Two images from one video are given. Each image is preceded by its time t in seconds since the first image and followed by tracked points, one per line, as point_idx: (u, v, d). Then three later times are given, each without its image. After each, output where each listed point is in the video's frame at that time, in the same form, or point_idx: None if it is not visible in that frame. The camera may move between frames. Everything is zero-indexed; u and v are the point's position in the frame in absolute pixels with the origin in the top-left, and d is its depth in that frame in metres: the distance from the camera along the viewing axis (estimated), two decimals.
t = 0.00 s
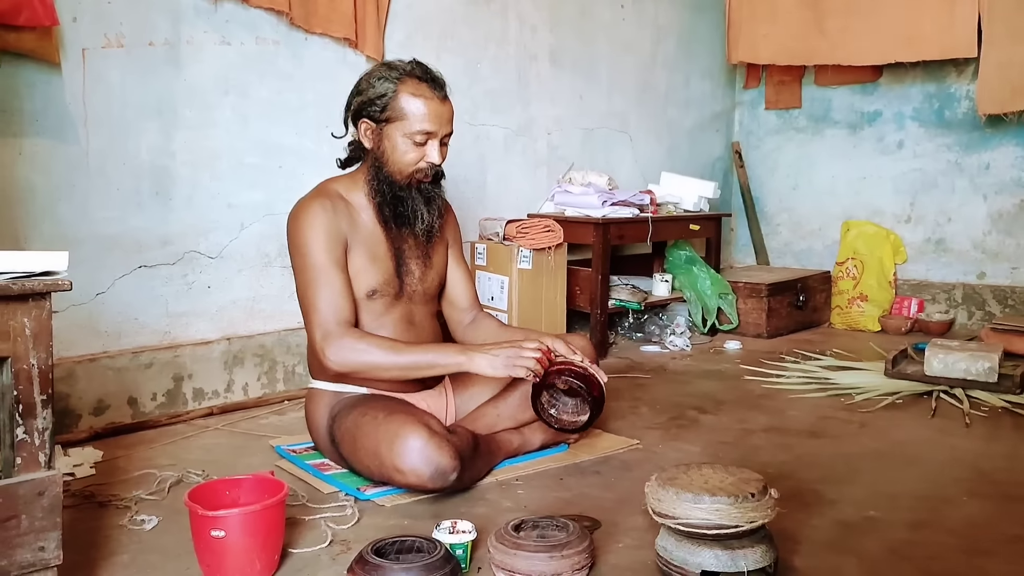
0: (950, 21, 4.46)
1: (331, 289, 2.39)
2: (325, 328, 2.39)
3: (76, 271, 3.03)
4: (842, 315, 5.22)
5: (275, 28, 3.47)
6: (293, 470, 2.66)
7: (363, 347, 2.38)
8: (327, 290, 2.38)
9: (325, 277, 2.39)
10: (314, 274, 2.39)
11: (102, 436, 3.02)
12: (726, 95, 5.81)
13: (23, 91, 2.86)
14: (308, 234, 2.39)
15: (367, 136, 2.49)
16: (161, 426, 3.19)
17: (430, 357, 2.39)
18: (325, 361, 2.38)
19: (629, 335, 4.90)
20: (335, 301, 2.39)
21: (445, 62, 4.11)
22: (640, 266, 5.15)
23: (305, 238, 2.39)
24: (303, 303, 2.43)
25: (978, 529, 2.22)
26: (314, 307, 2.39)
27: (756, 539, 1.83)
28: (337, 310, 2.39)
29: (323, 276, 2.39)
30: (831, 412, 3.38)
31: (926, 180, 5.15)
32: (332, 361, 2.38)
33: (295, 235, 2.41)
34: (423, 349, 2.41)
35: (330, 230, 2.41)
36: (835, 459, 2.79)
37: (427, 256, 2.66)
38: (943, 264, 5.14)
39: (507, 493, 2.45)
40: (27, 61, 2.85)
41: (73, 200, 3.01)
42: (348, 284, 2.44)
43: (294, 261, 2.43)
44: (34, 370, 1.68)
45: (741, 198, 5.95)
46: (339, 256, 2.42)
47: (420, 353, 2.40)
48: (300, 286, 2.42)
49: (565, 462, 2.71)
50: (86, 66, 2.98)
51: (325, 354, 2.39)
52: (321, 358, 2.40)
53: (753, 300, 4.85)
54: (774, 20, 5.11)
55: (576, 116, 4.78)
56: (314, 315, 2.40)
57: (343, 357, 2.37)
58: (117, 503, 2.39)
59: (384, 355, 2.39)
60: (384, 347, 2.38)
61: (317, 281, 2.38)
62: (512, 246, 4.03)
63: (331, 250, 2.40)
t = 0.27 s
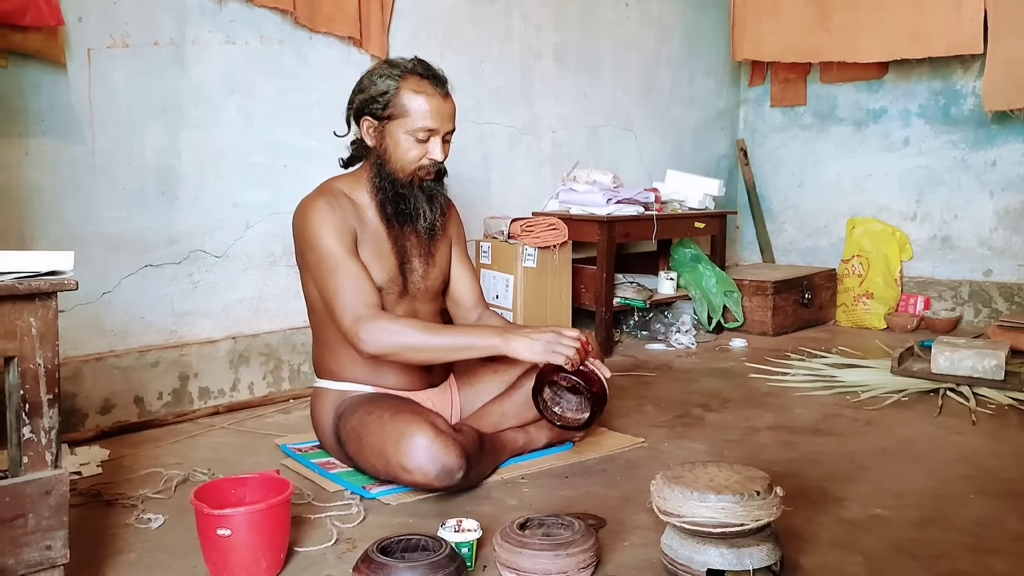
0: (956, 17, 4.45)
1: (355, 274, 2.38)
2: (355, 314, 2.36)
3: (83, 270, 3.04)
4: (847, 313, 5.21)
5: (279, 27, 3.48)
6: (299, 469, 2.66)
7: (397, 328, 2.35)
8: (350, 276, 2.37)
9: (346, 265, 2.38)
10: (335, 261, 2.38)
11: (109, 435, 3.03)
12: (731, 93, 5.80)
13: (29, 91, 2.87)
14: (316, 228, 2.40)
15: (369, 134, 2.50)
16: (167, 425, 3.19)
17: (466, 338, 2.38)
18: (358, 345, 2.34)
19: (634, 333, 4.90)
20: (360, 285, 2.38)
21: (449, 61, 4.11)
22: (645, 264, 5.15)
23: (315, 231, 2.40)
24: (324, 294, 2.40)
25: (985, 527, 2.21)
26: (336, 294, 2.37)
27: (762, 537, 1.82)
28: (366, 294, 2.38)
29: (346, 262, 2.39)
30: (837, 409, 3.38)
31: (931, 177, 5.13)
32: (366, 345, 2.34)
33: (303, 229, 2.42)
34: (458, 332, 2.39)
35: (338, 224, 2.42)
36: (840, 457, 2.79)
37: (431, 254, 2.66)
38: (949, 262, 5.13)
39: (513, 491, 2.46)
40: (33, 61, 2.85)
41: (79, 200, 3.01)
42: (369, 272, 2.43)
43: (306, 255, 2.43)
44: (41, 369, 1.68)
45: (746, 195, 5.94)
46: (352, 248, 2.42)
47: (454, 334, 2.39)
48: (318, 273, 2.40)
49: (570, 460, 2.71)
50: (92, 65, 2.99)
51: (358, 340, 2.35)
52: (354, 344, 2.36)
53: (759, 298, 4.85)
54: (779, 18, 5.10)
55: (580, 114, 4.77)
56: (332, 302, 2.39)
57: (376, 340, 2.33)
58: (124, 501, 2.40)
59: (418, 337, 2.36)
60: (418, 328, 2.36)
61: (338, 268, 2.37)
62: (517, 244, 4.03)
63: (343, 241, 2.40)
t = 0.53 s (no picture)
0: (962, 14, 4.43)
1: (345, 284, 2.38)
2: (339, 326, 2.38)
3: (88, 269, 3.05)
4: (853, 311, 5.19)
5: (283, 26, 3.48)
6: (303, 468, 2.67)
7: (378, 344, 2.36)
8: (338, 287, 2.38)
9: (336, 274, 2.38)
10: (327, 270, 2.38)
11: (114, 434, 3.03)
12: (736, 90, 5.78)
13: (33, 91, 2.87)
14: (314, 233, 2.39)
15: (379, 135, 2.48)
16: (172, 424, 3.20)
17: (446, 352, 2.37)
18: (340, 359, 2.37)
19: (639, 332, 4.90)
20: (348, 296, 2.38)
21: (454, 59, 4.11)
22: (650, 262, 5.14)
23: (313, 236, 2.39)
24: (315, 302, 2.42)
25: (991, 526, 2.20)
26: (325, 304, 2.38)
27: (767, 536, 1.82)
28: (351, 306, 2.38)
29: (336, 272, 2.39)
30: (842, 408, 3.37)
31: (937, 174, 5.12)
32: (348, 359, 2.36)
33: (304, 232, 2.42)
34: (438, 345, 2.38)
35: (339, 227, 2.41)
36: (845, 455, 2.78)
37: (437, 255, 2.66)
38: (955, 259, 5.11)
39: (517, 491, 2.45)
40: (37, 61, 2.86)
41: (84, 200, 3.02)
42: (360, 280, 2.43)
43: (304, 260, 2.43)
44: (44, 369, 1.69)
45: (751, 193, 5.92)
46: (349, 254, 2.42)
47: (435, 347, 2.38)
48: (311, 280, 2.41)
49: (574, 459, 2.71)
50: (96, 65, 2.99)
51: (340, 353, 2.37)
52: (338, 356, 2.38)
53: (764, 296, 4.84)
54: (784, 15, 5.09)
55: (585, 112, 4.76)
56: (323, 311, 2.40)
57: (358, 353, 2.35)
58: (128, 501, 2.41)
59: (399, 351, 2.37)
60: (399, 343, 2.36)
61: (328, 278, 2.38)
62: (521, 243, 4.02)
63: (339, 247, 2.40)
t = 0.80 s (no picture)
0: (971, 10, 4.39)
1: (365, 276, 2.38)
2: (364, 316, 2.37)
3: (96, 267, 3.06)
4: (861, 308, 5.19)
5: (290, 25, 3.48)
6: (310, 466, 2.67)
7: (404, 330, 2.36)
8: (361, 277, 2.37)
9: (357, 266, 2.38)
10: (345, 263, 2.38)
11: (122, 432, 3.04)
12: (743, 87, 5.77)
13: (42, 90, 2.88)
14: (330, 228, 2.40)
15: (389, 135, 2.48)
16: (180, 422, 3.21)
17: (474, 338, 2.39)
18: (367, 347, 2.35)
19: (646, 329, 4.89)
20: (370, 287, 2.38)
21: (460, 57, 4.11)
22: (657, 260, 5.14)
23: (328, 231, 2.40)
24: (334, 296, 2.41)
25: (999, 524, 2.19)
26: (346, 296, 2.38)
27: (774, 534, 1.82)
28: (374, 296, 2.37)
29: (357, 264, 2.39)
30: (850, 405, 3.36)
31: (946, 171, 5.09)
32: (375, 346, 2.35)
33: (317, 228, 2.42)
34: (466, 332, 2.40)
35: (353, 222, 2.42)
36: (853, 453, 2.77)
37: (445, 253, 2.67)
38: (963, 256, 5.09)
39: (524, 488, 2.45)
40: (45, 60, 2.87)
41: (92, 198, 3.03)
42: (379, 273, 2.43)
43: (319, 255, 2.43)
44: (52, 367, 1.69)
45: (758, 190, 5.91)
46: (364, 247, 2.42)
47: (462, 334, 2.39)
48: (328, 274, 2.40)
49: (581, 456, 2.70)
50: (104, 64, 3.00)
51: (365, 342, 2.36)
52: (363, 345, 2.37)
53: (771, 294, 4.82)
54: (791, 12, 5.07)
55: (591, 110, 4.76)
56: (342, 303, 2.39)
57: (385, 341, 2.35)
58: (137, 498, 2.41)
59: (428, 339, 2.37)
60: (426, 330, 2.37)
61: (348, 270, 2.38)
62: (528, 241, 4.02)
63: (356, 241, 2.40)
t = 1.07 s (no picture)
0: (978, 6, 4.38)
1: (358, 285, 2.39)
2: (353, 326, 2.39)
3: (103, 265, 3.07)
4: (868, 306, 5.18)
5: (296, 23, 3.48)
6: (317, 463, 2.68)
7: (392, 344, 2.37)
8: (353, 287, 2.39)
9: (352, 275, 2.39)
10: (341, 270, 2.39)
11: (129, 429, 3.06)
12: (750, 85, 5.76)
13: (49, 89, 2.89)
14: (329, 232, 2.40)
15: (392, 136, 2.48)
16: (187, 419, 3.22)
17: (457, 353, 2.37)
18: (354, 359, 2.39)
19: (652, 327, 4.89)
20: (361, 298, 2.39)
21: (466, 54, 4.10)
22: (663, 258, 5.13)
23: (327, 236, 2.40)
24: (330, 302, 2.43)
25: (1006, 521, 2.19)
26: (339, 304, 2.40)
27: (780, 531, 1.81)
28: (364, 307, 2.39)
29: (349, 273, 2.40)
30: (857, 403, 3.35)
31: (953, 168, 5.07)
32: (361, 359, 2.38)
33: (317, 232, 2.42)
34: (451, 346, 2.38)
35: (352, 227, 2.42)
36: (860, 451, 2.77)
37: (451, 252, 2.67)
38: (971, 254, 5.07)
39: (530, 485, 2.45)
40: (52, 58, 2.88)
41: (99, 196, 3.04)
42: (374, 280, 2.44)
43: (317, 261, 2.45)
44: (60, 364, 1.70)
45: (764, 187, 5.90)
46: (362, 253, 2.43)
47: (447, 348, 2.37)
48: (324, 280, 2.43)
49: (587, 454, 2.70)
50: (110, 62, 3.01)
51: (353, 354, 2.39)
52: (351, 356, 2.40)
53: (778, 291, 4.81)
54: (798, 9, 5.06)
55: (597, 107, 4.75)
56: (336, 310, 2.41)
57: (371, 354, 2.37)
58: (144, 495, 2.42)
59: (412, 352, 2.37)
60: (411, 344, 2.36)
61: (341, 278, 2.39)
62: (534, 238, 4.02)
63: (353, 248, 2.41)
